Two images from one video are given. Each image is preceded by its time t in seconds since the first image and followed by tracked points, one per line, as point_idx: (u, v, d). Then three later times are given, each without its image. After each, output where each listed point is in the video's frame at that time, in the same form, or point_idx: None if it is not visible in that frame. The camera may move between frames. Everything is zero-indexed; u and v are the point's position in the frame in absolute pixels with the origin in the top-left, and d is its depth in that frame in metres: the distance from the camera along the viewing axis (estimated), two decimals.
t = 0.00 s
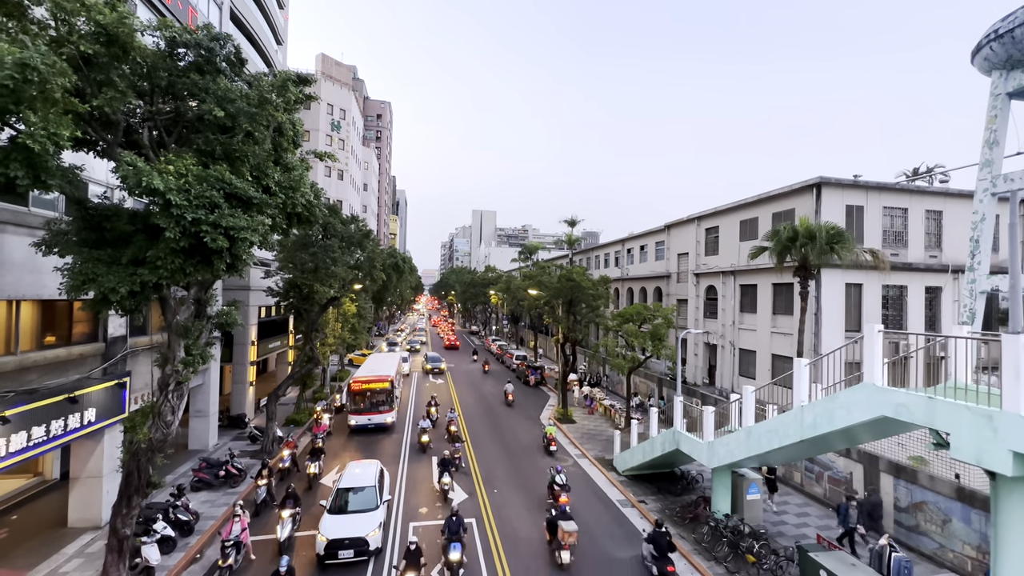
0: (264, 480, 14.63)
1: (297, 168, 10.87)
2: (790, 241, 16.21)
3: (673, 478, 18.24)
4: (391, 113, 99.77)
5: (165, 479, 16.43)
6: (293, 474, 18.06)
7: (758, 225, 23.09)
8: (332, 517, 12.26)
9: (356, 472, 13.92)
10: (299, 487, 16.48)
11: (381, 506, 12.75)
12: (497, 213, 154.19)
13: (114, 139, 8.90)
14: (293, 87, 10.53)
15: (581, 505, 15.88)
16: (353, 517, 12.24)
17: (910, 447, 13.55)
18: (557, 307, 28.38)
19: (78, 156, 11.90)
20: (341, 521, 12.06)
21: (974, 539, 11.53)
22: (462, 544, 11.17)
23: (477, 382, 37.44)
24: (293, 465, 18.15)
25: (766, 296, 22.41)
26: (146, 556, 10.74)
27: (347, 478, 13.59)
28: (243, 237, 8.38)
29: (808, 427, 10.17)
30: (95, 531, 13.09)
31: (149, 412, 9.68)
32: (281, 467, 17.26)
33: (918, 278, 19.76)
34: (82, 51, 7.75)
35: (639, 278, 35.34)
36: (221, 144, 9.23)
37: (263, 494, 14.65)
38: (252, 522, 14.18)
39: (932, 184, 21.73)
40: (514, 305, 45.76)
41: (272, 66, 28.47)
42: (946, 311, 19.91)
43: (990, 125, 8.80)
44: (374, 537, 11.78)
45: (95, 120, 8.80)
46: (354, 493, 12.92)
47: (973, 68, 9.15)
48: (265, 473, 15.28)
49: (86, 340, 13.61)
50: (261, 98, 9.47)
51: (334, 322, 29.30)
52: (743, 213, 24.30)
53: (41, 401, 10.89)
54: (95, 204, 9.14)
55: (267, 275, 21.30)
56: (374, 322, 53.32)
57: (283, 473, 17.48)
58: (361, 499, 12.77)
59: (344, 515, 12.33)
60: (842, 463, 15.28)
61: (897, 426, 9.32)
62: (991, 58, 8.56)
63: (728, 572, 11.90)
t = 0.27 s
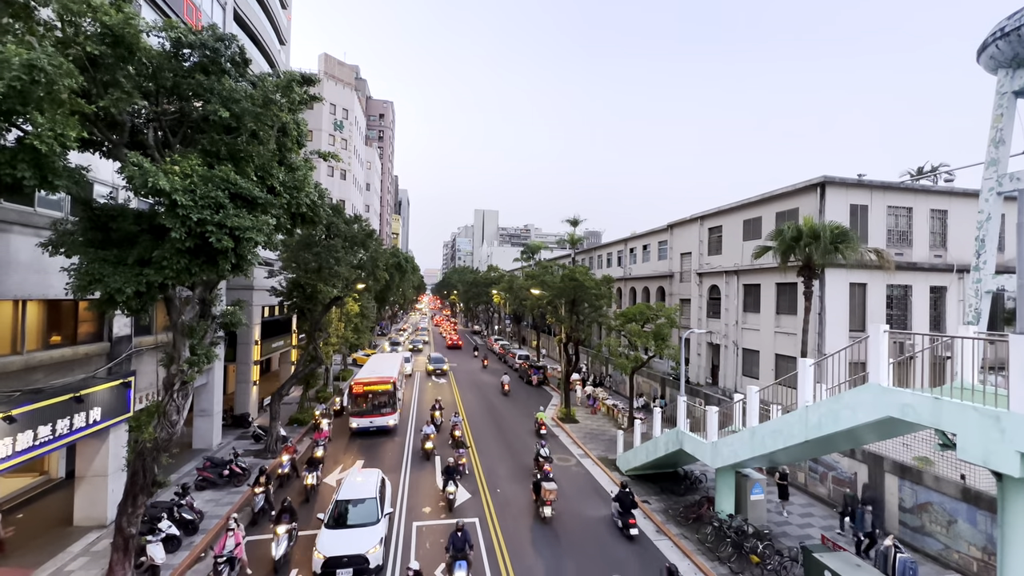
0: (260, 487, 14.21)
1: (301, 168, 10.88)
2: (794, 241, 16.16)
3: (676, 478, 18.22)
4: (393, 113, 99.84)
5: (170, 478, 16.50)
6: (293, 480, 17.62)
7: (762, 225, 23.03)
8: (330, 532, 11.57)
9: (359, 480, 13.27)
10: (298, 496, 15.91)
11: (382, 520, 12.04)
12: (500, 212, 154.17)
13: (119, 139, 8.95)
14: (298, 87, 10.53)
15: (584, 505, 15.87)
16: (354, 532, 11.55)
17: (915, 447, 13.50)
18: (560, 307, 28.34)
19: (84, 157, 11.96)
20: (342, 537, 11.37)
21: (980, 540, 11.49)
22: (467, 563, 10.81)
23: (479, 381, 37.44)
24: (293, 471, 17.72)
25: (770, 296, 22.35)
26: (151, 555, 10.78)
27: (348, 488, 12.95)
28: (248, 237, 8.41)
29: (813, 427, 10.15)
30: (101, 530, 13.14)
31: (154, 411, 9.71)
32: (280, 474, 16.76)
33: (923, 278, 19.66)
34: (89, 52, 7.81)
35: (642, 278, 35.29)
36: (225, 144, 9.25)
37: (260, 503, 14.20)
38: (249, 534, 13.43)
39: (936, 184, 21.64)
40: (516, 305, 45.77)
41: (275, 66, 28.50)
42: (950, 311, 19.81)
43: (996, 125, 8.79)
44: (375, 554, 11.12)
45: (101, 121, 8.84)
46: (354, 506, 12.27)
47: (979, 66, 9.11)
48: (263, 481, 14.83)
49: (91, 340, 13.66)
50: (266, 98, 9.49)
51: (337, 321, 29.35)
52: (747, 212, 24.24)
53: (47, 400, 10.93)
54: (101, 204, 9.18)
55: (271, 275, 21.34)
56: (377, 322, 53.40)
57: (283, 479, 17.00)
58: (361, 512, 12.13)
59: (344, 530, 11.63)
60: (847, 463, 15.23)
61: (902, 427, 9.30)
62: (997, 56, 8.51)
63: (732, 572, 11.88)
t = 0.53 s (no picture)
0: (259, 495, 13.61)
1: (308, 168, 10.92)
2: (799, 240, 16.11)
3: (680, 477, 18.23)
4: (397, 112, 99.90)
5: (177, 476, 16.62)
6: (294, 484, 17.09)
7: (767, 223, 22.96)
8: (329, 547, 10.96)
9: (361, 489, 12.80)
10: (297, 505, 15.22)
11: (385, 533, 11.45)
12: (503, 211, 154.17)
13: (128, 140, 9.03)
14: (305, 87, 10.56)
15: (588, 503, 15.90)
16: (357, 547, 10.97)
17: (921, 447, 13.44)
18: (564, 306, 28.35)
19: (94, 157, 12.12)
20: (345, 552, 10.80)
21: (986, 541, 11.45)
22: None
23: (483, 380, 37.52)
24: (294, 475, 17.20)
25: (774, 295, 22.29)
26: (159, 552, 10.90)
27: (350, 498, 12.34)
28: (256, 236, 8.48)
29: (818, 427, 10.13)
30: (110, 526, 13.27)
31: (163, 409, 9.80)
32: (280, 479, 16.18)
33: (929, 277, 19.57)
34: (99, 54, 7.89)
35: (646, 277, 35.26)
36: (233, 144, 9.31)
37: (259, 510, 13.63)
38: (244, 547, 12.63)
39: (943, 182, 21.51)
40: (520, 304, 45.79)
41: (280, 66, 28.54)
42: (957, 310, 19.71)
43: (1004, 122, 8.72)
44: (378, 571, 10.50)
45: (111, 122, 8.92)
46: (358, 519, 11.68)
47: (987, 64, 9.05)
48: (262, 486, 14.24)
49: (99, 338, 13.76)
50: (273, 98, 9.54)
51: (342, 320, 29.47)
52: (751, 211, 24.17)
53: (57, 398, 11.04)
54: (111, 205, 9.26)
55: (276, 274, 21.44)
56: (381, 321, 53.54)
57: (283, 484, 16.43)
58: (364, 525, 11.53)
59: (347, 545, 11.02)
60: (852, 463, 15.20)
61: (908, 427, 9.28)
62: (1005, 53, 8.45)
63: (736, 572, 11.89)
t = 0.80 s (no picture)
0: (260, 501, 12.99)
1: (316, 167, 10.98)
2: (807, 238, 16.04)
3: (686, 475, 18.23)
4: (402, 110, 99.95)
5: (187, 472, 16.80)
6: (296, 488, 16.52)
7: (774, 221, 22.87)
8: (329, 562, 10.18)
9: (366, 497, 11.98)
10: (298, 513, 14.52)
11: (390, 547, 10.63)
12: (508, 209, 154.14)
13: (141, 141, 9.16)
14: (314, 87, 10.60)
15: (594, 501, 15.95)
16: (361, 562, 10.17)
17: (930, 446, 13.36)
18: (569, 304, 28.35)
19: (109, 159, 12.39)
20: (347, 567, 10.04)
21: (996, 540, 11.41)
22: None
23: (489, 378, 37.60)
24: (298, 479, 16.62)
25: (781, 293, 22.21)
26: (171, 547, 11.06)
27: (353, 507, 11.58)
28: (268, 236, 8.57)
29: (826, 425, 10.13)
30: (122, 521, 13.44)
31: (175, 406, 9.92)
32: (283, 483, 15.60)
33: (938, 275, 19.44)
34: (113, 56, 8.02)
35: (652, 274, 35.21)
36: (244, 144, 9.41)
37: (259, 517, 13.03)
38: (242, 557, 11.96)
39: (952, 179, 21.36)
40: (525, 302, 45.83)
41: (286, 64, 28.61)
42: (966, 308, 19.57)
43: (1015, 119, 8.65)
44: None
45: (124, 123, 9.04)
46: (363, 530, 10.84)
47: (998, 60, 8.98)
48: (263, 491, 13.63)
49: (111, 336, 13.93)
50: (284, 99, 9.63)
51: (348, 318, 29.63)
52: (758, 209, 24.07)
53: (70, 395, 11.19)
54: (124, 205, 9.38)
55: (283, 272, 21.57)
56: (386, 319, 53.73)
57: (287, 488, 15.84)
58: (369, 538, 10.70)
59: (350, 559, 10.23)
60: (860, 462, 15.16)
61: (917, 426, 9.26)
62: (1017, 49, 8.39)
63: (743, 570, 11.90)
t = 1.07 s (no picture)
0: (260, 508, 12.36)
1: (325, 166, 11.03)
2: (814, 235, 15.97)
3: (692, 473, 18.25)
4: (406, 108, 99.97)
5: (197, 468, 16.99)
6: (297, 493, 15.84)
7: (781, 219, 22.77)
8: None
9: (369, 508, 11.25)
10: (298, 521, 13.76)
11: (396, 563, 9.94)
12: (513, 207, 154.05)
13: (153, 140, 9.28)
14: (324, 87, 10.63)
15: (600, 498, 16.01)
16: None
17: (938, 444, 13.28)
18: (575, 302, 28.34)
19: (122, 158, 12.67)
20: None
21: (1005, 539, 11.36)
22: None
23: (494, 376, 37.68)
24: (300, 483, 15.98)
25: (788, 291, 22.13)
26: (183, 541, 11.21)
27: (357, 518, 10.91)
28: (279, 234, 8.66)
29: (834, 423, 10.12)
30: (134, 516, 13.62)
31: (187, 403, 10.05)
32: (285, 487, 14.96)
33: (947, 272, 19.29)
34: (127, 57, 8.15)
35: (657, 272, 35.14)
36: (255, 143, 9.50)
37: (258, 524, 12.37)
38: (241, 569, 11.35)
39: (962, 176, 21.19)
40: (530, 300, 45.84)
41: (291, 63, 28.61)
42: (975, 306, 19.42)
43: None
44: None
45: (137, 122, 9.14)
46: (367, 544, 10.16)
47: (1010, 56, 8.91)
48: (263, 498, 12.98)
49: (122, 333, 14.07)
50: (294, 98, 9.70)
51: (354, 316, 29.77)
52: (765, 206, 23.96)
53: (84, 391, 11.33)
54: (136, 203, 9.49)
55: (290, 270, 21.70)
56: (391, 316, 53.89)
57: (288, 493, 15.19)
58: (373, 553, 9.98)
59: None
60: (867, 461, 15.12)
61: (926, 424, 9.25)
62: None
63: (749, 567, 11.93)
